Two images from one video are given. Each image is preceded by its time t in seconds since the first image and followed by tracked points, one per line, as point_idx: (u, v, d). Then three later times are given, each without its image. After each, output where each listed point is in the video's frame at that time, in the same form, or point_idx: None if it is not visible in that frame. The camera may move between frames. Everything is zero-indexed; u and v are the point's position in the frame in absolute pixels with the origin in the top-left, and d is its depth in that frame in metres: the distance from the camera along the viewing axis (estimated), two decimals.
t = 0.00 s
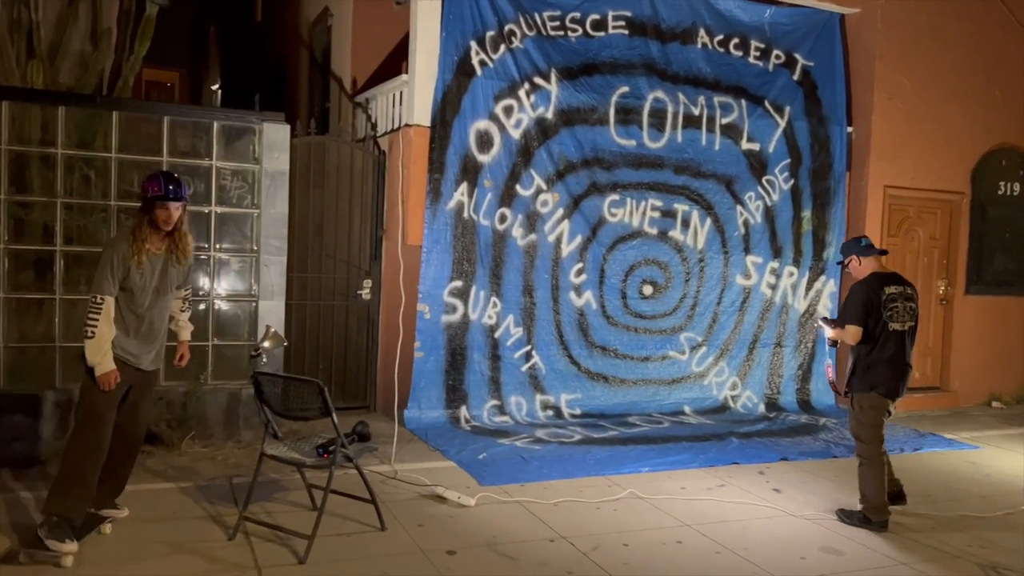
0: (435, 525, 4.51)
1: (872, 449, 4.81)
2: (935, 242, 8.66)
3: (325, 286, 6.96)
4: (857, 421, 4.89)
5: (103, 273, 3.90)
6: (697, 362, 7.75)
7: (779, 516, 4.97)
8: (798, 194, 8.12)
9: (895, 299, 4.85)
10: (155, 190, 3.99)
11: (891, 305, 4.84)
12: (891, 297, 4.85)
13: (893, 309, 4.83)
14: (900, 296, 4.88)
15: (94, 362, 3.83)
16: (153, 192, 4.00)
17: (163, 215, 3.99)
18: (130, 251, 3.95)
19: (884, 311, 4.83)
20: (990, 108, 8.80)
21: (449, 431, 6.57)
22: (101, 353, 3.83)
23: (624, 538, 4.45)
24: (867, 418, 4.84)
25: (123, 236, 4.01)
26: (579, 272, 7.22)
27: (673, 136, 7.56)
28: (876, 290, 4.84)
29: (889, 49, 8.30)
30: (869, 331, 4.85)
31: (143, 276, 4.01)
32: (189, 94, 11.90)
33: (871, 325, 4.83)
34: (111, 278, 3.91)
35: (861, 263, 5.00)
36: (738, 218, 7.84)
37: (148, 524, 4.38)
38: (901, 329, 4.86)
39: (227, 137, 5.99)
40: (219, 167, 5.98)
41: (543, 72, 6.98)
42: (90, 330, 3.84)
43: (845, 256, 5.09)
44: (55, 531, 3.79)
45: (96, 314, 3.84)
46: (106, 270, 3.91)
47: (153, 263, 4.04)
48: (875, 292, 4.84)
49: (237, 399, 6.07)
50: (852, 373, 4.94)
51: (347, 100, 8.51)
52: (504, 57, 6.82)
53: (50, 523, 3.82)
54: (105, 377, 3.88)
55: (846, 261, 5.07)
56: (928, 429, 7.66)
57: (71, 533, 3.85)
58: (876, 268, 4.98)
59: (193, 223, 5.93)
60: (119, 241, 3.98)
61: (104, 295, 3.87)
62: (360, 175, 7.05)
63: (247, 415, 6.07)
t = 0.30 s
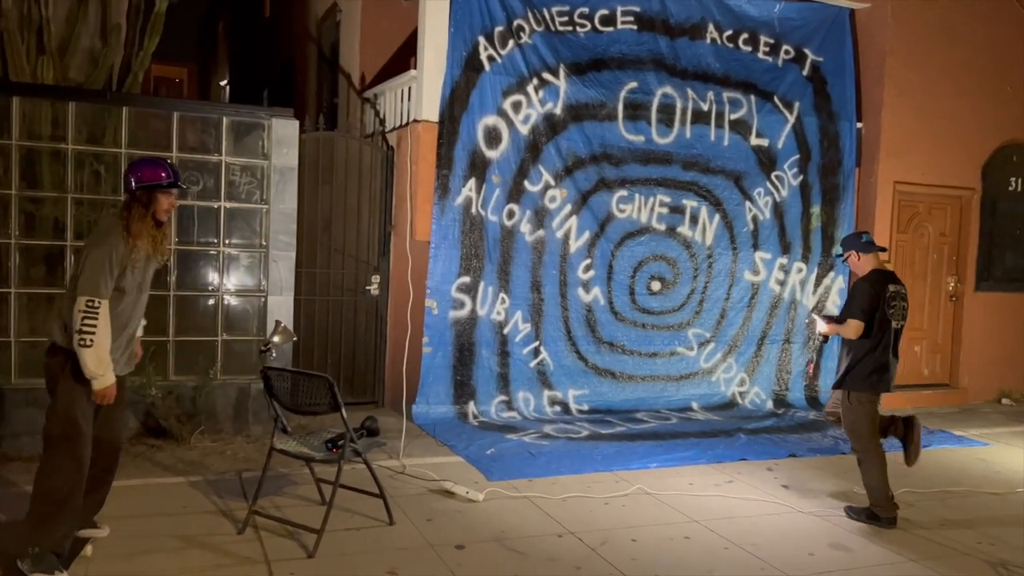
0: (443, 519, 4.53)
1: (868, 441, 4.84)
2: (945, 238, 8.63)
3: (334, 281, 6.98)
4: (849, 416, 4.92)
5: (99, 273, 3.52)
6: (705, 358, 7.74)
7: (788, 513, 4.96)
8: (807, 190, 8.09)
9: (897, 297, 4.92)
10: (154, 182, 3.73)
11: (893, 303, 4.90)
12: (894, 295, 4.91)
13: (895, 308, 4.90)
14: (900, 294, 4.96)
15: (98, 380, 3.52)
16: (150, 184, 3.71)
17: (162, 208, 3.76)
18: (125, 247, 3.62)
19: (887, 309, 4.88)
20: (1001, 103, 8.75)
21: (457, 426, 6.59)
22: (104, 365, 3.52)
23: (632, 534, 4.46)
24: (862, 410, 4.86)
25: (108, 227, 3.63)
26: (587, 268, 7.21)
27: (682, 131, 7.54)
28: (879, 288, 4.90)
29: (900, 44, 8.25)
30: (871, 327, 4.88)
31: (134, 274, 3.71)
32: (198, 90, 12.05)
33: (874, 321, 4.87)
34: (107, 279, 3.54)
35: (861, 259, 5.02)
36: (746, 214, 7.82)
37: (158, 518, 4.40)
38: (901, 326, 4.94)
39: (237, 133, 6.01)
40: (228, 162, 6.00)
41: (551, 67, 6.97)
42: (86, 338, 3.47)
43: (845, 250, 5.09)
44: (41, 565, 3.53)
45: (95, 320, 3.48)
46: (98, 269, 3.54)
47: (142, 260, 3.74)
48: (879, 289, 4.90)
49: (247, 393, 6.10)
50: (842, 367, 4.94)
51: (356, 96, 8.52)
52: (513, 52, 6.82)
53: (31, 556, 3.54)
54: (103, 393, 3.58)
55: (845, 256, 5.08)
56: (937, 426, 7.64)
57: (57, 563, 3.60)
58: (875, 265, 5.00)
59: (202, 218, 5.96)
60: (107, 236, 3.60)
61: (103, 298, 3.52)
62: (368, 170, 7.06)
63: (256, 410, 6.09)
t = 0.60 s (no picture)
0: (446, 514, 4.53)
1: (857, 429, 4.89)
2: (948, 233, 8.61)
3: (336, 276, 6.98)
4: (840, 407, 4.97)
5: (135, 280, 3.28)
6: (708, 353, 7.74)
7: (790, 507, 4.96)
8: (810, 185, 8.08)
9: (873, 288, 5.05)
10: (159, 178, 3.42)
11: (869, 294, 5.03)
12: (870, 287, 5.04)
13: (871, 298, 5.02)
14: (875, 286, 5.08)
15: (150, 393, 3.27)
16: (160, 180, 3.43)
17: (167, 203, 3.48)
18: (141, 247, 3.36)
19: (864, 300, 5.00)
20: (1005, 98, 8.73)
21: (460, 421, 6.59)
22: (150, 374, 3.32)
23: (634, 528, 4.46)
24: (853, 397, 4.91)
25: (122, 228, 3.32)
26: (590, 263, 7.20)
27: (685, 126, 7.52)
28: (855, 280, 5.03)
29: (903, 38, 8.22)
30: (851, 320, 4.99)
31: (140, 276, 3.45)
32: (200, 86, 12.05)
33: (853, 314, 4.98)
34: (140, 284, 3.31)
35: (835, 257, 5.13)
36: (749, 209, 7.80)
37: (161, 512, 4.41)
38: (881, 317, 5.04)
39: (239, 127, 6.00)
40: (231, 157, 6.00)
41: (554, 61, 6.95)
42: (133, 349, 3.26)
43: (817, 252, 5.20)
44: None
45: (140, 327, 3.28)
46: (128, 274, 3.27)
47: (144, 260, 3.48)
48: (855, 284, 5.02)
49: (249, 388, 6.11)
50: (831, 365, 5.03)
51: (359, 90, 8.52)
52: (515, 46, 6.80)
53: None
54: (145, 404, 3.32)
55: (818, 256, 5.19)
56: (940, 421, 7.63)
57: None
58: (848, 262, 5.12)
59: (205, 213, 5.96)
60: (127, 237, 3.30)
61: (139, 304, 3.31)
62: (370, 165, 7.05)
63: (259, 404, 6.11)
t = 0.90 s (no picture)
0: (441, 506, 4.54)
1: (810, 403, 5.18)
2: (943, 226, 8.62)
3: (331, 269, 6.96)
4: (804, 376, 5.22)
5: (168, 280, 2.82)
6: (703, 345, 7.75)
7: (784, 498, 4.98)
8: (805, 177, 8.09)
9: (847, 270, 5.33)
10: (188, 170, 2.98)
11: (847, 276, 5.28)
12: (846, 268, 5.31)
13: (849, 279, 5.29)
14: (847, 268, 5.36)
15: (184, 406, 2.84)
16: (190, 171, 2.98)
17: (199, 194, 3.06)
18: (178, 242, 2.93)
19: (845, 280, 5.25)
20: (1001, 90, 8.73)
21: (455, 413, 6.60)
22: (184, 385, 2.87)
23: (629, 519, 4.47)
24: (816, 373, 5.15)
25: (154, 218, 2.87)
26: (585, 255, 7.20)
27: (680, 118, 7.51)
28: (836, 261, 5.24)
29: (899, 30, 8.22)
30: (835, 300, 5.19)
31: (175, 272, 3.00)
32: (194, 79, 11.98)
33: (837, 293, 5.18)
34: (174, 284, 2.86)
35: (817, 238, 5.26)
36: (744, 201, 7.80)
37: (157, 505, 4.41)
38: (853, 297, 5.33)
39: (233, 119, 5.98)
40: (225, 149, 5.98)
41: (549, 53, 6.94)
42: (166, 356, 2.82)
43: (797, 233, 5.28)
44: None
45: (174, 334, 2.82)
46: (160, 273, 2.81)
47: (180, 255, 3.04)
48: (837, 265, 5.24)
49: (245, 380, 6.10)
50: (813, 344, 5.19)
51: (353, 83, 8.49)
52: (510, 38, 6.78)
53: None
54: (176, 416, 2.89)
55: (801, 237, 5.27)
56: (934, 412, 7.66)
57: None
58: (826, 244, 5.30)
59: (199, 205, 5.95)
60: (160, 229, 2.85)
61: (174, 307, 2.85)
62: (365, 157, 7.03)
63: (254, 397, 6.10)
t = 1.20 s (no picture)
0: (425, 498, 4.54)
1: (787, 403, 5.19)
2: (923, 217, 8.68)
3: (313, 262, 6.93)
4: (778, 371, 5.19)
5: (267, 277, 2.66)
6: (687, 337, 7.78)
7: (765, 488, 5.02)
8: (787, 169, 8.13)
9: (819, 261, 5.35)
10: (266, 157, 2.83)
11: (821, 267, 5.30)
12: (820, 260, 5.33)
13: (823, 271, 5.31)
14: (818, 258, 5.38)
15: (276, 414, 2.67)
16: (268, 159, 2.83)
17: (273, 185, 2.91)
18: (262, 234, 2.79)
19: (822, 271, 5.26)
20: (981, 82, 8.80)
21: (440, 406, 6.60)
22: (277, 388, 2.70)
23: (612, 510, 4.49)
24: (791, 363, 5.14)
25: (240, 211, 2.70)
26: (569, 248, 7.21)
27: (663, 110, 7.53)
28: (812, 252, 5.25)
29: (880, 23, 8.26)
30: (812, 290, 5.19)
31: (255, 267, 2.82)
32: (176, 72, 11.84)
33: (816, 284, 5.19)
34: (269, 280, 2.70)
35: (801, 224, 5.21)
36: (727, 192, 7.83)
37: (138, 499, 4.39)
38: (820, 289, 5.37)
39: (213, 112, 5.92)
40: (206, 141, 5.92)
41: (532, 45, 6.92)
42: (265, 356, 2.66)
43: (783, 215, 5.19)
44: None
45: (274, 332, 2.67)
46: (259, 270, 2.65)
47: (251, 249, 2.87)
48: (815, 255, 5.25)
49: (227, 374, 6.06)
50: (783, 334, 5.13)
51: (335, 74, 8.44)
52: (493, 30, 6.76)
53: None
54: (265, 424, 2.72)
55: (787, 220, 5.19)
56: (914, 402, 7.74)
57: None
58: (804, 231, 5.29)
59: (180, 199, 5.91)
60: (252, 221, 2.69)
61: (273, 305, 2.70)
62: (348, 150, 7.00)
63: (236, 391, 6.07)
